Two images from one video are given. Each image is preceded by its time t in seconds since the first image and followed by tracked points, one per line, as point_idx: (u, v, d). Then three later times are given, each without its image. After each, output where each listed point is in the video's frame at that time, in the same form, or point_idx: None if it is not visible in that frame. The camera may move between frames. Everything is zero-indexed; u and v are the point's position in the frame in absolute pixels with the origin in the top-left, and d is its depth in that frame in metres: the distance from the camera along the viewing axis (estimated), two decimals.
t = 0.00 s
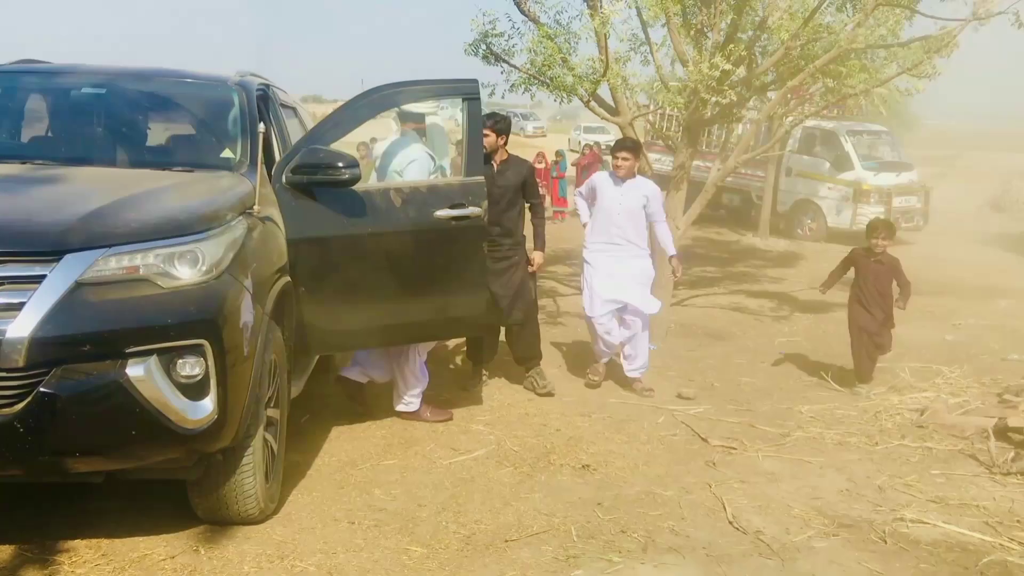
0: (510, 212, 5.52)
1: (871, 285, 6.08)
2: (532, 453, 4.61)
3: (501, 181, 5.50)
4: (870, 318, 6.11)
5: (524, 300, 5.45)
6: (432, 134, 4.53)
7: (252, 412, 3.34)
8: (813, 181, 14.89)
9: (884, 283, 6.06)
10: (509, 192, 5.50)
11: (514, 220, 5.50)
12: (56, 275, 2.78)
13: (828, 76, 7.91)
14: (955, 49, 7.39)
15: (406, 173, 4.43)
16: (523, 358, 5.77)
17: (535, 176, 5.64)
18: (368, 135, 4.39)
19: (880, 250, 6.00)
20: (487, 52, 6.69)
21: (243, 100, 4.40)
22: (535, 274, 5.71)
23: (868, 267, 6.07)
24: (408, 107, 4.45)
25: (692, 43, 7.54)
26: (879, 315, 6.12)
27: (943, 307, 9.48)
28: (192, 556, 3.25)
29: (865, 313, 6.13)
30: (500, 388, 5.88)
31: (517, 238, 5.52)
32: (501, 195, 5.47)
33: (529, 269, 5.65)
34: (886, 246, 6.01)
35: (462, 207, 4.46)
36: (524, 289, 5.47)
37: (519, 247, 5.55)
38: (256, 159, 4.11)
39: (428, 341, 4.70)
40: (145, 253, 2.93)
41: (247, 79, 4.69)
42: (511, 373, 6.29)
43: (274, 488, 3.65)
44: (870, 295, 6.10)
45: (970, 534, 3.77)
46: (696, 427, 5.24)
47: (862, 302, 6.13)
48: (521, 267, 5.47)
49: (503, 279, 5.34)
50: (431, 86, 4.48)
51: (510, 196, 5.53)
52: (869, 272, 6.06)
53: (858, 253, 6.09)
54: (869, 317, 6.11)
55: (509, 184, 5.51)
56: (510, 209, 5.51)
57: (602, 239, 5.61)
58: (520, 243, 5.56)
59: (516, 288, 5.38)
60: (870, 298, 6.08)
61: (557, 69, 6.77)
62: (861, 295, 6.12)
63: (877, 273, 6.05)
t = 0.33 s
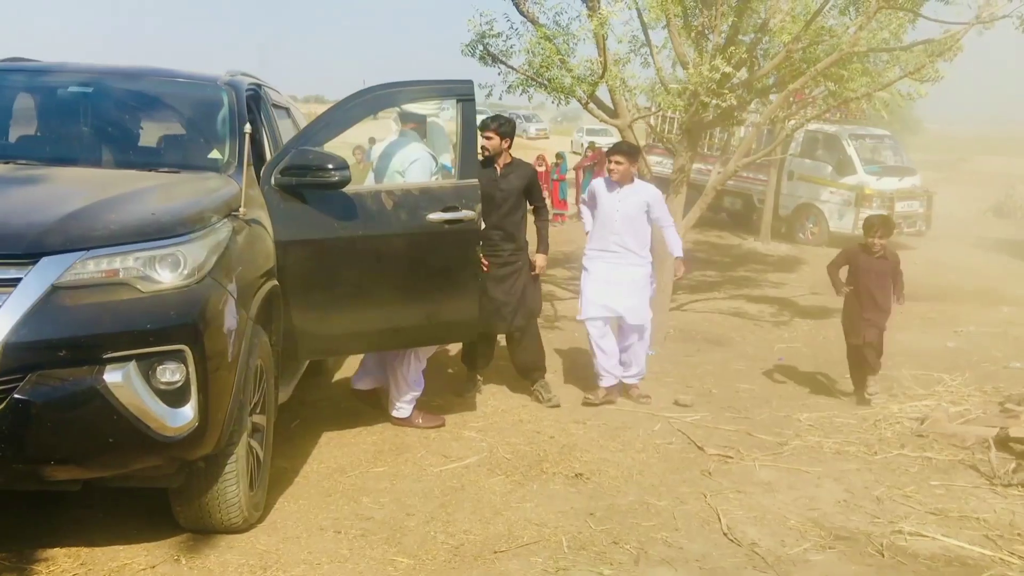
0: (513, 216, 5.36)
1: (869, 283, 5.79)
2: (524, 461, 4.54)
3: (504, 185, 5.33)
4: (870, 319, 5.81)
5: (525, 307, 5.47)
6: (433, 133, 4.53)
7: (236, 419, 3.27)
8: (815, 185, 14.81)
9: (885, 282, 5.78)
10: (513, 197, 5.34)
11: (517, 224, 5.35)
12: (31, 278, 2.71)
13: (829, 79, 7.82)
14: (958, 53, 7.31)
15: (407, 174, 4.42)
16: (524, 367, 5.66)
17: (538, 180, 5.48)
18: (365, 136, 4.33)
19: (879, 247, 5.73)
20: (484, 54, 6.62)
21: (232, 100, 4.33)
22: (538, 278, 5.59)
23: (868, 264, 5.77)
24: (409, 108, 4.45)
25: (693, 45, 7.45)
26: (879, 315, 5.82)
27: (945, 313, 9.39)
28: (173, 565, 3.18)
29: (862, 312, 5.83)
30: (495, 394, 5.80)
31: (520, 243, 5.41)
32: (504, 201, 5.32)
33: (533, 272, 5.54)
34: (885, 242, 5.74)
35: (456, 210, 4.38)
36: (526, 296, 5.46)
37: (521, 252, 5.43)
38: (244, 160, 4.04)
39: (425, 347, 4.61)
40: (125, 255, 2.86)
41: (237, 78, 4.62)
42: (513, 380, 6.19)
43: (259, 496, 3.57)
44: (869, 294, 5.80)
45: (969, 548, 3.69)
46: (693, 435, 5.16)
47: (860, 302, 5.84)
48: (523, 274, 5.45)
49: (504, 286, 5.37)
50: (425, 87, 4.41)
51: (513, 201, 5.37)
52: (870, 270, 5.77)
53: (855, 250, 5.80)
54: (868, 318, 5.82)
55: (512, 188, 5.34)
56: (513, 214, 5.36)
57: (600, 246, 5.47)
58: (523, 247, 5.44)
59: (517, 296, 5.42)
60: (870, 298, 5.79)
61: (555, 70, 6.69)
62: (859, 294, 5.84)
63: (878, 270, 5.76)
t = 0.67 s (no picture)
0: (520, 222, 5.33)
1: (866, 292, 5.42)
2: (518, 468, 4.49)
3: (512, 191, 5.29)
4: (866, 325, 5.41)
5: (530, 315, 5.47)
6: (432, 136, 4.43)
7: (223, 426, 3.22)
8: (817, 189, 14.74)
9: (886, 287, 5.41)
10: (520, 203, 5.30)
11: (524, 230, 5.33)
12: (13, 283, 2.68)
13: (830, 82, 7.76)
14: (961, 57, 7.24)
15: (406, 176, 4.35)
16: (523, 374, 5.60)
17: (544, 185, 5.44)
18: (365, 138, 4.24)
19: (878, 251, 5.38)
20: (482, 56, 6.57)
21: (224, 102, 4.28)
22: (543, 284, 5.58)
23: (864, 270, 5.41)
24: (409, 111, 4.38)
25: (693, 48, 7.39)
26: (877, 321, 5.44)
27: (947, 319, 9.32)
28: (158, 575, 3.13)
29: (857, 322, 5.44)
30: (491, 399, 5.75)
31: (527, 249, 5.38)
32: (513, 207, 5.28)
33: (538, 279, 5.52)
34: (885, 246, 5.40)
35: (451, 214, 4.30)
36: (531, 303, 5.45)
37: (527, 258, 5.40)
38: (235, 162, 3.99)
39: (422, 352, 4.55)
40: (109, 259, 2.82)
41: (230, 79, 4.58)
42: (511, 385, 6.14)
43: (248, 503, 3.52)
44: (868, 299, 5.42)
45: (968, 559, 3.63)
46: (690, 441, 5.11)
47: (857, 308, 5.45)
48: (529, 280, 5.41)
49: (510, 292, 5.34)
50: (420, 90, 4.35)
51: (521, 207, 5.32)
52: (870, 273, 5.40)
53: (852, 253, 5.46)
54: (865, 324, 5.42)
55: (519, 194, 5.30)
56: (521, 220, 5.33)
57: (595, 253, 5.42)
58: (529, 254, 5.41)
59: (523, 304, 5.41)
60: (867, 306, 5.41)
61: (554, 73, 6.64)
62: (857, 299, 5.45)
63: (879, 273, 5.39)
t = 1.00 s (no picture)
0: (529, 223, 5.27)
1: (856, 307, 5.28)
2: (512, 470, 4.44)
3: (521, 191, 5.23)
4: (856, 344, 5.26)
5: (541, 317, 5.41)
6: (430, 137, 4.34)
7: (209, 429, 3.17)
8: (817, 189, 14.68)
9: (876, 305, 5.24)
10: (529, 203, 5.24)
11: (532, 231, 5.29)
12: None
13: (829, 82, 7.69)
14: (961, 56, 7.19)
15: (402, 176, 4.25)
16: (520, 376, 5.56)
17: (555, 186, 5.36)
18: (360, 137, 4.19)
19: (866, 267, 5.21)
20: (479, 54, 6.52)
21: (214, 100, 4.22)
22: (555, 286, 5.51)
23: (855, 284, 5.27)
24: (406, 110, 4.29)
25: (691, 47, 7.33)
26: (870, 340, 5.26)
27: (947, 320, 9.27)
28: None
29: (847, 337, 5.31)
30: (485, 401, 5.70)
31: (536, 250, 5.33)
32: (522, 208, 5.22)
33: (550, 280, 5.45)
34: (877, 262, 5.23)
35: (445, 214, 4.24)
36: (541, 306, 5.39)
37: (537, 260, 5.36)
38: (225, 161, 3.94)
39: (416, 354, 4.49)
40: (91, 260, 2.77)
41: (221, 77, 4.52)
42: (508, 387, 6.09)
43: (235, 507, 3.47)
44: (855, 317, 5.28)
45: (966, 565, 3.58)
46: (686, 444, 5.06)
47: (846, 326, 5.32)
48: (540, 283, 5.36)
49: (520, 294, 5.30)
50: (414, 89, 4.30)
51: (529, 208, 5.26)
52: (856, 289, 5.26)
53: (841, 269, 5.34)
54: (854, 343, 5.27)
55: (528, 194, 5.24)
56: (530, 221, 5.27)
57: (586, 251, 5.37)
58: (539, 255, 5.36)
59: (534, 306, 5.35)
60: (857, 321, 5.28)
61: (551, 71, 6.59)
62: (845, 317, 5.32)
63: (868, 290, 5.23)
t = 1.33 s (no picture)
0: (535, 224, 5.22)
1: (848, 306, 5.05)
2: (505, 471, 4.40)
3: (526, 191, 5.17)
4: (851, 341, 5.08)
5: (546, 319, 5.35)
6: (421, 135, 4.30)
7: (197, 431, 3.13)
8: (815, 187, 14.64)
9: (868, 302, 5.04)
10: (535, 204, 5.19)
11: (538, 233, 5.23)
12: None
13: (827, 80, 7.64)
14: (959, 53, 7.15)
15: (397, 175, 4.20)
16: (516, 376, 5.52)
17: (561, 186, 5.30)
18: (356, 136, 4.13)
19: (856, 264, 5.00)
20: (473, 51, 6.47)
21: (204, 97, 4.17)
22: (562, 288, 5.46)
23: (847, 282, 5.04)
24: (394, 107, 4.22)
25: (688, 45, 7.28)
26: (861, 336, 5.09)
27: (944, 319, 9.24)
28: None
29: (842, 336, 5.10)
30: (480, 400, 5.66)
31: (543, 252, 5.28)
32: (527, 208, 5.18)
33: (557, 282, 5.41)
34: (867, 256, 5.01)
35: (437, 213, 4.20)
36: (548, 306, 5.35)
37: (545, 262, 5.30)
38: (214, 159, 3.89)
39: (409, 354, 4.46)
40: (75, 259, 2.73)
41: (212, 74, 4.47)
42: (504, 387, 6.05)
43: (225, 509, 3.43)
44: (847, 315, 5.07)
45: (963, 567, 3.55)
46: (681, 444, 5.02)
47: (837, 325, 5.11)
48: (546, 285, 5.31)
49: (525, 296, 5.25)
50: (404, 86, 4.24)
51: (535, 208, 5.21)
52: (847, 287, 5.04)
53: (830, 266, 5.12)
54: (849, 342, 5.08)
55: (534, 195, 5.18)
56: (536, 221, 5.22)
57: (580, 246, 5.31)
58: (546, 257, 5.31)
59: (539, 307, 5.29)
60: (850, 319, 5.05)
61: (546, 68, 6.55)
62: (835, 316, 5.11)
63: (857, 287, 5.01)
